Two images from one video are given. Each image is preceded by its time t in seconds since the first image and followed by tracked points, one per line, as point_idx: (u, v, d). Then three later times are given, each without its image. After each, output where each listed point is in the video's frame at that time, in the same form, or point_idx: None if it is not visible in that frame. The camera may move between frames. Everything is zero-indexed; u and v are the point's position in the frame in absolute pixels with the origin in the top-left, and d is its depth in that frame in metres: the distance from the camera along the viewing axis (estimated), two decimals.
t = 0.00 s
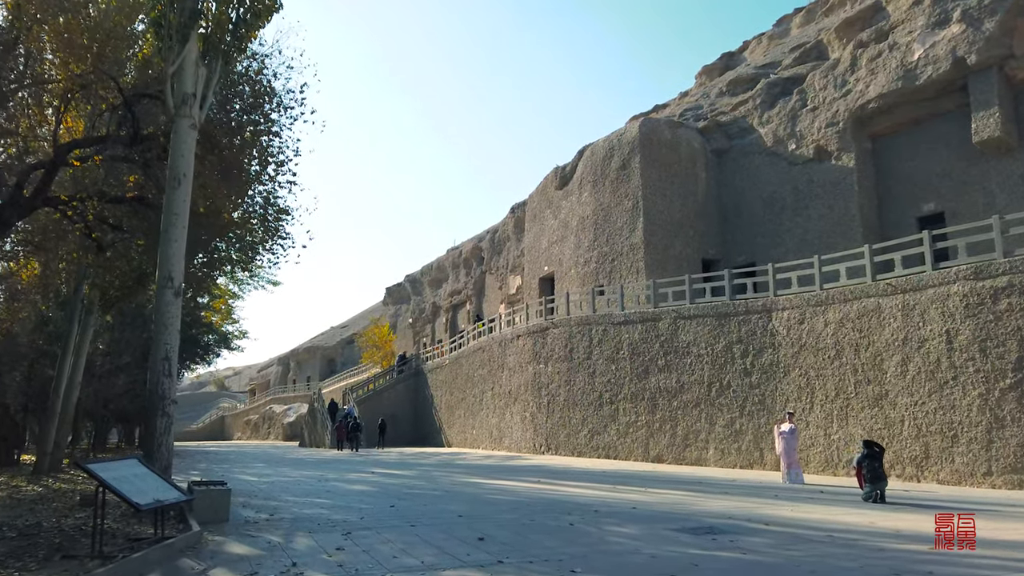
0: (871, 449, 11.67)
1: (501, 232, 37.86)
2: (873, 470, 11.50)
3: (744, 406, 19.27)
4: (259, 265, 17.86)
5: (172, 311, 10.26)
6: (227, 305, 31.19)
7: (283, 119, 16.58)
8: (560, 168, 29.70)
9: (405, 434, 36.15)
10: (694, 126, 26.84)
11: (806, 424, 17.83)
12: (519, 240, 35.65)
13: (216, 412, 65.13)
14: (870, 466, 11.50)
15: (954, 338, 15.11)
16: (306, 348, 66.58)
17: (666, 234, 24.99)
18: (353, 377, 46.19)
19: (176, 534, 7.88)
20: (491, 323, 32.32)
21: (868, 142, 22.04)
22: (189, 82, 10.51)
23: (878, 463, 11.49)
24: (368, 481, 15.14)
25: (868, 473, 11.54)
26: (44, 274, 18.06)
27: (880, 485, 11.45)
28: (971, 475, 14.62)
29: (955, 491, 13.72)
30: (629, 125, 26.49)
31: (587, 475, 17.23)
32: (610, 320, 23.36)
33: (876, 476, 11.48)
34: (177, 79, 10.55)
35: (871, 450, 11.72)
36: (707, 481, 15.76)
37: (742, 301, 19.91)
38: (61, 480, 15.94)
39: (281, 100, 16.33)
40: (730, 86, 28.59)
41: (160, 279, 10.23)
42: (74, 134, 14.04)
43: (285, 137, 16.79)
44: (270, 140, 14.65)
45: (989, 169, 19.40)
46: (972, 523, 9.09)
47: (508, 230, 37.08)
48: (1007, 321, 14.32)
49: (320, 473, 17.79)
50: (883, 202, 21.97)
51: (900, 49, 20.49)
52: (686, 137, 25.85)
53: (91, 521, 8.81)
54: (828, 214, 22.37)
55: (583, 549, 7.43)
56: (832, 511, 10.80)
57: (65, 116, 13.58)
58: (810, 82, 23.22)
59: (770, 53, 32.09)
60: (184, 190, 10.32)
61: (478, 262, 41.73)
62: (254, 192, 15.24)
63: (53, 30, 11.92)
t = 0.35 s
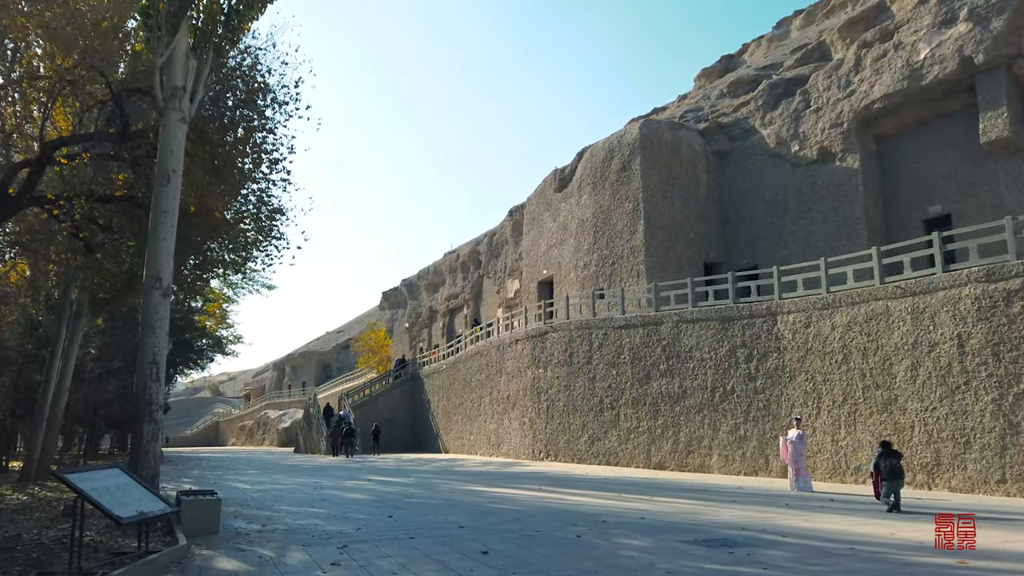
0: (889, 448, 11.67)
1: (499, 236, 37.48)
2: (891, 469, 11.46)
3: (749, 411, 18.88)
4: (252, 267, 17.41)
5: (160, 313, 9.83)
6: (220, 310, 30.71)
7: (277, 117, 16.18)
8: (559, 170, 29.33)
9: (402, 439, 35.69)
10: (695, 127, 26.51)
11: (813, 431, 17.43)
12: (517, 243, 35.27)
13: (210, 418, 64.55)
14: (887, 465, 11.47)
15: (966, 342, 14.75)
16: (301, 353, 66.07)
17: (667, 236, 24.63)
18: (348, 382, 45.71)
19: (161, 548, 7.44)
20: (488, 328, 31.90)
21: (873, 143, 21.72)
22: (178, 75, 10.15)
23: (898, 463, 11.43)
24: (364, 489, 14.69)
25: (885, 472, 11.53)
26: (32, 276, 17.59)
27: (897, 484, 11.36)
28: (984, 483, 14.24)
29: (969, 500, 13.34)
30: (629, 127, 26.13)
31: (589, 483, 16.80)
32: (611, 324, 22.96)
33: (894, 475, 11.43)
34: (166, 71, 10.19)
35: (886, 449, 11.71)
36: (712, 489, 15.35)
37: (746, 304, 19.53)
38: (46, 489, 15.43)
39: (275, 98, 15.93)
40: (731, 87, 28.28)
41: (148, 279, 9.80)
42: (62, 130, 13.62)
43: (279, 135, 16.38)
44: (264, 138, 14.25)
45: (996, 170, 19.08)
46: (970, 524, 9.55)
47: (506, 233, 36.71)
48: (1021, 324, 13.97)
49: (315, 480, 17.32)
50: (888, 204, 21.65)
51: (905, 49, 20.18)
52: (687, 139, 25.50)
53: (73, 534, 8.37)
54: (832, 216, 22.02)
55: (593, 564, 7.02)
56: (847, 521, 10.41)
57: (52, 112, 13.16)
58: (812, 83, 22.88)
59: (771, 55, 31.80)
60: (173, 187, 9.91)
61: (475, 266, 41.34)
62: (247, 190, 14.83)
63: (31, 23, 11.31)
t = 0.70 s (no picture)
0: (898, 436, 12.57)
1: (497, 239, 37.11)
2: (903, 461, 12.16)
3: (754, 416, 18.49)
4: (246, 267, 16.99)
5: (148, 313, 9.44)
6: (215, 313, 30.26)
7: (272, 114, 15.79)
8: (559, 171, 28.98)
9: (398, 444, 35.23)
10: (697, 128, 26.18)
11: (819, 436, 17.06)
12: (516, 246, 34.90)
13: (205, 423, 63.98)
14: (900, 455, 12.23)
15: (979, 345, 14.40)
16: (297, 358, 65.60)
17: (669, 238, 24.28)
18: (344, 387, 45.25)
19: (145, 561, 7.02)
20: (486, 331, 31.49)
21: (878, 143, 21.40)
22: (168, 65, 9.82)
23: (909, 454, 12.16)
24: (361, 496, 14.26)
25: (897, 463, 12.23)
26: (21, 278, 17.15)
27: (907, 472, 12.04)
28: (997, 490, 13.88)
29: (983, 507, 12.97)
30: (630, 128, 25.79)
31: (591, 489, 16.40)
32: (612, 327, 22.57)
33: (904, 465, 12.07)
34: (156, 61, 9.85)
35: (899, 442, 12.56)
36: (719, 496, 14.95)
37: (750, 307, 19.16)
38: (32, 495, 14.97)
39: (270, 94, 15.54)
40: (732, 89, 27.98)
41: (135, 277, 9.43)
42: (50, 126, 13.21)
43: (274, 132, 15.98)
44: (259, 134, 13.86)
45: (1004, 171, 18.79)
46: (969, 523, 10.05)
47: (505, 236, 36.34)
48: None
49: (311, 486, 16.90)
50: (893, 206, 21.34)
51: (911, 48, 19.89)
52: (688, 140, 25.16)
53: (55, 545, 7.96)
54: (836, 217, 21.70)
55: None
56: (863, 530, 10.03)
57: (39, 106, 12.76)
58: (817, 83, 22.58)
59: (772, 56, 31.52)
60: (162, 181, 9.52)
61: (473, 269, 40.97)
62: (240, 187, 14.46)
63: (16, 12, 10.90)
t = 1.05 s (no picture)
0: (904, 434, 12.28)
1: (495, 242, 36.75)
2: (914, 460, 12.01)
3: (758, 421, 18.12)
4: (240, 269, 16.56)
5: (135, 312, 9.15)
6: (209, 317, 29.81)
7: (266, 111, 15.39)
8: (558, 173, 28.65)
9: (395, 450, 34.77)
10: (698, 129, 25.86)
11: (826, 442, 16.68)
12: (514, 249, 34.55)
13: (200, 429, 63.41)
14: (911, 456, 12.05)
15: (990, 348, 14.06)
16: (292, 363, 65.10)
17: (671, 240, 23.95)
18: (340, 392, 44.80)
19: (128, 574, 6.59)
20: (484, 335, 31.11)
21: (883, 144, 21.10)
22: (157, 54, 9.63)
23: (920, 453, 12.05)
24: (357, 503, 13.84)
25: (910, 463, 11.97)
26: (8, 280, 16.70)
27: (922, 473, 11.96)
28: (1011, 496, 13.51)
29: (997, 514, 12.62)
30: (630, 130, 25.48)
31: (593, 496, 16.00)
32: (613, 331, 22.19)
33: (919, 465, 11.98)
34: (144, 50, 9.66)
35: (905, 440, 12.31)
36: (725, 503, 14.58)
37: (754, 310, 18.80)
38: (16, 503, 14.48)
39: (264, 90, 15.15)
40: (733, 90, 27.68)
41: (122, 273, 9.16)
42: (39, 123, 12.93)
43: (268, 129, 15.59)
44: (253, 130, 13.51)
45: (1012, 172, 18.50)
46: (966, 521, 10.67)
47: (502, 239, 35.98)
48: None
49: (306, 493, 16.45)
50: (898, 207, 21.05)
51: (916, 47, 19.61)
52: (689, 141, 24.84)
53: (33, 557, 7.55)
54: (841, 219, 21.38)
55: None
56: (879, 539, 9.65)
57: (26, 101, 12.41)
58: (820, 84, 22.28)
59: (772, 58, 31.25)
60: (150, 174, 9.27)
61: (470, 272, 40.60)
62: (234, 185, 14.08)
63: None
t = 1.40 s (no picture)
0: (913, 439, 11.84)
1: (497, 244, 36.35)
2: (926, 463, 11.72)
3: (767, 426, 17.72)
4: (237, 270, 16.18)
5: (125, 310, 9.10)
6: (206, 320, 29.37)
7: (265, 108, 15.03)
8: (560, 174, 28.29)
9: (394, 455, 34.33)
10: (703, 130, 25.50)
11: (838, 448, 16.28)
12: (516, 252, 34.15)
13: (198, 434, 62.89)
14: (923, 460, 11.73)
15: (1009, 350, 13.68)
16: (291, 367, 64.64)
17: (676, 242, 23.58)
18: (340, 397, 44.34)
19: None
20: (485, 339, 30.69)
21: (892, 144, 20.76)
22: (150, 43, 9.60)
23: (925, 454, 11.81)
24: (358, 510, 13.42)
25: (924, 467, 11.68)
26: None
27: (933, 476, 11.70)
28: None
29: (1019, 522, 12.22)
30: (634, 130, 25.13)
31: (600, 502, 15.59)
32: (618, 334, 21.78)
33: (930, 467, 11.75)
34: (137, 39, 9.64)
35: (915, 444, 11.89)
36: (737, 510, 14.15)
37: (763, 312, 18.40)
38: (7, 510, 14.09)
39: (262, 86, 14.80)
40: (738, 90, 27.32)
41: (113, 270, 9.11)
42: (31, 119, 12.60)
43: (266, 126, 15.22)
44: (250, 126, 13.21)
45: None
46: (971, 523, 11.27)
47: (504, 241, 35.58)
48: None
49: (304, 500, 16.02)
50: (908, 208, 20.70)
51: (927, 45, 19.26)
52: (694, 141, 24.49)
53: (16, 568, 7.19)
54: (850, 220, 21.02)
55: None
56: (903, 549, 9.25)
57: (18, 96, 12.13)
58: (827, 83, 21.89)
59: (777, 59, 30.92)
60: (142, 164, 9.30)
61: (471, 275, 40.20)
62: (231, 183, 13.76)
63: None
